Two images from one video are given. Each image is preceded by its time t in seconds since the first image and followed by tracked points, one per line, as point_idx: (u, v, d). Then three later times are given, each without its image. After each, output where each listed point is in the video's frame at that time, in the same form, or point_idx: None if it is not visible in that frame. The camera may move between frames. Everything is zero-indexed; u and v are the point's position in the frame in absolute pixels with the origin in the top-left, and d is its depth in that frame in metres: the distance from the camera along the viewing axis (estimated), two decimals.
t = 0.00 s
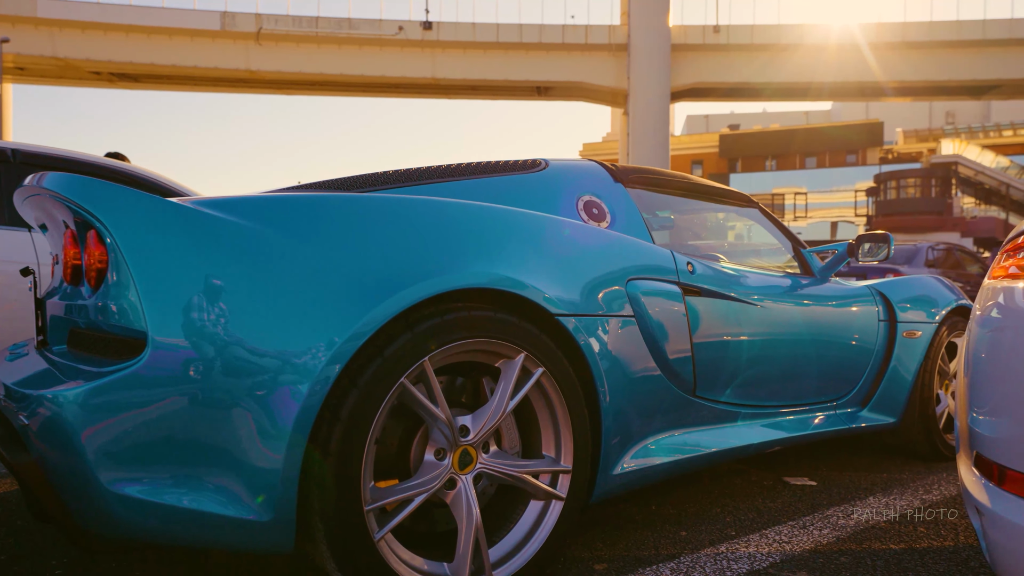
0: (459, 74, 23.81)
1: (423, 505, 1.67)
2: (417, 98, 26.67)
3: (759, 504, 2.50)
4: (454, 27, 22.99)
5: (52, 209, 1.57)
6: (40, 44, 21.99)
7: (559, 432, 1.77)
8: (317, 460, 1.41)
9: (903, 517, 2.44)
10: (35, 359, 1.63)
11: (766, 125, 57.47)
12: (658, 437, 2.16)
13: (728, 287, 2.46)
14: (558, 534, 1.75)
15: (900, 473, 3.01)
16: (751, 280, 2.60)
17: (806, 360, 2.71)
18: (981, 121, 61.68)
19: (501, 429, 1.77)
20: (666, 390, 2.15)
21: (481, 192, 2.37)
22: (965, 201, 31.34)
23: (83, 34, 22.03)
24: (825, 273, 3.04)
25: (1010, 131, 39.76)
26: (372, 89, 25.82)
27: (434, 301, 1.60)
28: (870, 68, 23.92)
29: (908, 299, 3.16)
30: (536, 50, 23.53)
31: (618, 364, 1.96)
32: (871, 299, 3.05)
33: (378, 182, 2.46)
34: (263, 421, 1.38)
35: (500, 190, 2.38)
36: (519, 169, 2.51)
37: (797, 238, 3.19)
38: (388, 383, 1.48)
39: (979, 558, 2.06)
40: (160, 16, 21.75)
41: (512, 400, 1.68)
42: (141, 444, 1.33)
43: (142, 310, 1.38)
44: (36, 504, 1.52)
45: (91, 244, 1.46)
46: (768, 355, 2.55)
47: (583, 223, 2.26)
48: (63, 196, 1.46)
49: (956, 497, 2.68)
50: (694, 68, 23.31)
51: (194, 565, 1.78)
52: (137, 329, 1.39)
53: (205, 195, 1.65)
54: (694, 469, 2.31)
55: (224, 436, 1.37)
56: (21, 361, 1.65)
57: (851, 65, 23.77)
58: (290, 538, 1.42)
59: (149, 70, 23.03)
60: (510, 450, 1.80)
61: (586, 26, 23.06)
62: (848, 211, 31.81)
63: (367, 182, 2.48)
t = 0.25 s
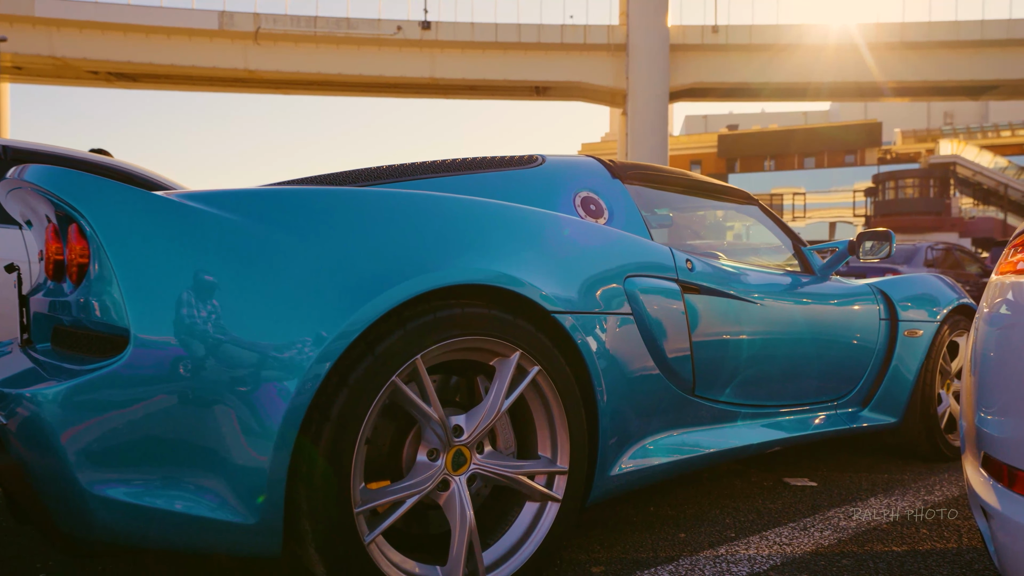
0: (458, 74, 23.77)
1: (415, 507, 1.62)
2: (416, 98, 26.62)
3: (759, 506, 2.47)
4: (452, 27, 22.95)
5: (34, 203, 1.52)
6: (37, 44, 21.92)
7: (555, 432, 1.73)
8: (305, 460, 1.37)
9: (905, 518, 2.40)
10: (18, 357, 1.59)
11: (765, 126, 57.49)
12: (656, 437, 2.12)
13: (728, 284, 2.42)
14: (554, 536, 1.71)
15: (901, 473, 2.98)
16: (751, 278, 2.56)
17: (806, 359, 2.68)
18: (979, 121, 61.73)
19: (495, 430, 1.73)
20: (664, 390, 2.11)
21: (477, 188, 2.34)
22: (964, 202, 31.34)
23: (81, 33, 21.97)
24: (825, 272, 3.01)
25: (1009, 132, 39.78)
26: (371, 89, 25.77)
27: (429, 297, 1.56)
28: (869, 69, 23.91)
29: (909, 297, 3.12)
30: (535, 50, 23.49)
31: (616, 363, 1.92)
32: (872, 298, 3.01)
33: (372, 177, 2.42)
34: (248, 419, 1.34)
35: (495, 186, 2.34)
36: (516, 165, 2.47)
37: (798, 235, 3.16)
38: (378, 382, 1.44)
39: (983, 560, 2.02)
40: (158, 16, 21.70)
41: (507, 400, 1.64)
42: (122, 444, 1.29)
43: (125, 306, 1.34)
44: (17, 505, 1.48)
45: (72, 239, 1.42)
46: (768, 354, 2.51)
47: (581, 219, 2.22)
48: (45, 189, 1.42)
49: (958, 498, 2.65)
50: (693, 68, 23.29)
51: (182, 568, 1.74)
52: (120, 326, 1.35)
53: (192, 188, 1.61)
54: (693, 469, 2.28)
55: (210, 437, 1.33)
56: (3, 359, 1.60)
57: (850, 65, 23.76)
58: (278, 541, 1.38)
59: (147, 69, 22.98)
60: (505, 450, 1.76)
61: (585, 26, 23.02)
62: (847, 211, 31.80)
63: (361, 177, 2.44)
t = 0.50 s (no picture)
0: (457, 74, 23.73)
1: (407, 507, 1.58)
2: (415, 98, 26.58)
3: (759, 506, 2.43)
4: (451, 27, 22.91)
5: (13, 195, 1.48)
6: (35, 43, 21.86)
7: (550, 431, 1.69)
8: (292, 459, 1.33)
9: (908, 518, 2.36)
10: None
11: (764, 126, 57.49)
12: (654, 436, 2.08)
13: (727, 281, 2.38)
14: (549, 537, 1.67)
15: (902, 473, 2.94)
16: (750, 275, 2.52)
17: (807, 358, 2.64)
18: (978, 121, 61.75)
19: (489, 429, 1.69)
20: (663, 389, 2.07)
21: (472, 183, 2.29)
22: (963, 202, 31.33)
23: (79, 33, 21.92)
24: (826, 269, 2.97)
25: (1008, 132, 39.79)
26: (370, 88, 25.72)
27: (420, 292, 1.52)
28: (869, 68, 23.88)
29: (910, 295, 3.08)
30: (534, 50, 23.46)
31: (613, 361, 1.88)
32: (874, 295, 2.97)
33: (365, 172, 2.38)
34: (232, 418, 1.30)
35: (491, 181, 2.30)
36: (511, 159, 2.43)
37: (798, 232, 3.12)
38: (368, 379, 1.40)
39: (987, 561, 1.98)
40: (156, 15, 21.64)
41: (502, 398, 1.61)
42: (101, 443, 1.25)
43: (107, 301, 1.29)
44: None
45: (51, 231, 1.38)
46: (768, 352, 2.47)
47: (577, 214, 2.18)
48: (24, 180, 1.37)
49: (961, 498, 2.61)
50: (693, 68, 23.26)
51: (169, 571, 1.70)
52: (100, 322, 1.30)
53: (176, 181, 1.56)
54: (691, 469, 2.24)
55: (193, 436, 1.29)
56: None
57: (849, 65, 23.74)
58: (264, 542, 1.33)
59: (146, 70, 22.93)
60: (500, 449, 1.71)
61: (584, 26, 22.98)
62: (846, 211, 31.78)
63: (354, 172, 2.40)
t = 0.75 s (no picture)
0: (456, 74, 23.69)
1: (399, 508, 1.54)
2: (414, 98, 26.54)
3: (761, 507, 2.38)
4: (451, 27, 22.86)
5: None
6: (35, 43, 21.82)
7: (547, 430, 1.64)
8: (279, 459, 1.29)
9: (912, 519, 2.31)
10: None
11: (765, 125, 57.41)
12: (654, 436, 2.04)
13: (728, 278, 2.34)
14: (546, 539, 1.63)
15: (906, 473, 2.89)
16: (752, 272, 2.48)
17: (809, 356, 2.60)
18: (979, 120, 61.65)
19: (485, 428, 1.65)
20: (662, 387, 2.02)
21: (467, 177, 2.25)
22: (964, 201, 31.25)
23: (79, 33, 21.89)
24: (829, 265, 2.92)
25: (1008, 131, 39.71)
26: (369, 88, 25.68)
27: (414, 286, 1.48)
28: (869, 67, 23.83)
29: (914, 292, 3.04)
30: (534, 49, 23.41)
31: (612, 359, 1.83)
32: (877, 293, 2.93)
33: (359, 166, 2.34)
34: (217, 416, 1.26)
35: (487, 176, 2.26)
36: (508, 153, 2.39)
37: (800, 228, 3.07)
38: (358, 376, 1.36)
39: (995, 563, 1.94)
40: (155, 15, 21.61)
41: (497, 396, 1.56)
42: (79, 442, 1.20)
43: (90, 295, 1.25)
44: None
45: (30, 224, 1.33)
46: (770, 349, 2.43)
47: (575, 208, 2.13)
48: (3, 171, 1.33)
49: (967, 498, 2.56)
50: (693, 67, 23.21)
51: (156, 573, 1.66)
52: (79, 317, 1.26)
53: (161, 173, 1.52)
54: (692, 469, 2.20)
55: (176, 436, 1.24)
56: None
57: (850, 64, 23.69)
58: (250, 544, 1.29)
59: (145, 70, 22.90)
60: (495, 449, 1.66)
61: (584, 26, 22.94)
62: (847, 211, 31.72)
63: (348, 165, 2.36)
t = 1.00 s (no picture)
0: (456, 74, 23.64)
1: (390, 511, 1.50)
2: (414, 98, 26.49)
3: (763, 508, 2.34)
4: (451, 27, 22.83)
5: None
6: (34, 43, 21.80)
7: (544, 431, 1.60)
8: (265, 461, 1.25)
9: (918, 521, 2.27)
10: None
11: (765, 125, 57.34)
12: (654, 436, 2.00)
13: (730, 275, 2.29)
14: (542, 543, 1.59)
15: (912, 474, 2.84)
16: (754, 269, 2.43)
17: (812, 354, 2.55)
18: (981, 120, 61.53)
19: (479, 428, 1.60)
20: (662, 386, 1.98)
21: (463, 172, 2.21)
22: (966, 201, 31.17)
23: (79, 34, 21.86)
24: (833, 262, 2.87)
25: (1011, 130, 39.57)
26: (369, 88, 25.65)
27: (407, 283, 1.44)
28: (870, 66, 23.77)
29: (918, 290, 2.99)
30: (534, 49, 23.37)
31: (611, 357, 1.78)
32: (881, 290, 2.88)
33: (352, 160, 2.29)
34: (200, 417, 1.21)
35: (483, 171, 2.22)
36: (504, 148, 2.34)
37: (803, 225, 3.02)
38: (346, 376, 1.31)
39: (1003, 566, 1.89)
40: (155, 15, 21.58)
41: (492, 395, 1.52)
42: (52, 445, 1.15)
43: (71, 291, 1.20)
44: None
45: (6, 217, 1.29)
46: (772, 348, 2.38)
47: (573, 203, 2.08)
48: None
49: (973, 499, 2.52)
50: (694, 66, 23.15)
51: None
52: (56, 313, 1.21)
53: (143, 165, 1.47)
54: (692, 471, 2.15)
55: (159, 437, 1.20)
56: None
57: (851, 63, 23.63)
58: (234, 548, 1.25)
59: (145, 70, 22.88)
60: (490, 450, 1.61)
61: (585, 26, 22.88)
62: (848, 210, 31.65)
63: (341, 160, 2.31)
